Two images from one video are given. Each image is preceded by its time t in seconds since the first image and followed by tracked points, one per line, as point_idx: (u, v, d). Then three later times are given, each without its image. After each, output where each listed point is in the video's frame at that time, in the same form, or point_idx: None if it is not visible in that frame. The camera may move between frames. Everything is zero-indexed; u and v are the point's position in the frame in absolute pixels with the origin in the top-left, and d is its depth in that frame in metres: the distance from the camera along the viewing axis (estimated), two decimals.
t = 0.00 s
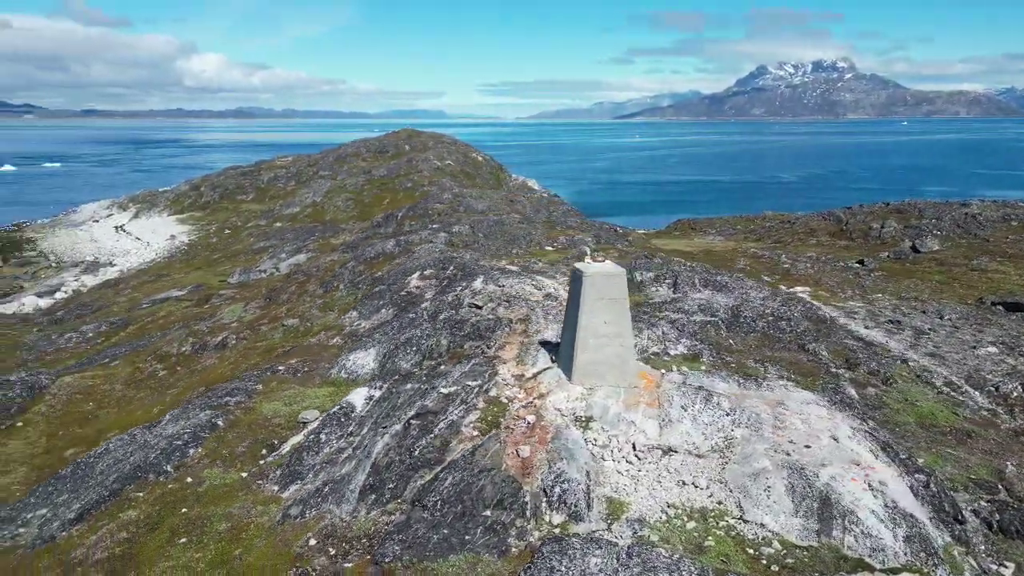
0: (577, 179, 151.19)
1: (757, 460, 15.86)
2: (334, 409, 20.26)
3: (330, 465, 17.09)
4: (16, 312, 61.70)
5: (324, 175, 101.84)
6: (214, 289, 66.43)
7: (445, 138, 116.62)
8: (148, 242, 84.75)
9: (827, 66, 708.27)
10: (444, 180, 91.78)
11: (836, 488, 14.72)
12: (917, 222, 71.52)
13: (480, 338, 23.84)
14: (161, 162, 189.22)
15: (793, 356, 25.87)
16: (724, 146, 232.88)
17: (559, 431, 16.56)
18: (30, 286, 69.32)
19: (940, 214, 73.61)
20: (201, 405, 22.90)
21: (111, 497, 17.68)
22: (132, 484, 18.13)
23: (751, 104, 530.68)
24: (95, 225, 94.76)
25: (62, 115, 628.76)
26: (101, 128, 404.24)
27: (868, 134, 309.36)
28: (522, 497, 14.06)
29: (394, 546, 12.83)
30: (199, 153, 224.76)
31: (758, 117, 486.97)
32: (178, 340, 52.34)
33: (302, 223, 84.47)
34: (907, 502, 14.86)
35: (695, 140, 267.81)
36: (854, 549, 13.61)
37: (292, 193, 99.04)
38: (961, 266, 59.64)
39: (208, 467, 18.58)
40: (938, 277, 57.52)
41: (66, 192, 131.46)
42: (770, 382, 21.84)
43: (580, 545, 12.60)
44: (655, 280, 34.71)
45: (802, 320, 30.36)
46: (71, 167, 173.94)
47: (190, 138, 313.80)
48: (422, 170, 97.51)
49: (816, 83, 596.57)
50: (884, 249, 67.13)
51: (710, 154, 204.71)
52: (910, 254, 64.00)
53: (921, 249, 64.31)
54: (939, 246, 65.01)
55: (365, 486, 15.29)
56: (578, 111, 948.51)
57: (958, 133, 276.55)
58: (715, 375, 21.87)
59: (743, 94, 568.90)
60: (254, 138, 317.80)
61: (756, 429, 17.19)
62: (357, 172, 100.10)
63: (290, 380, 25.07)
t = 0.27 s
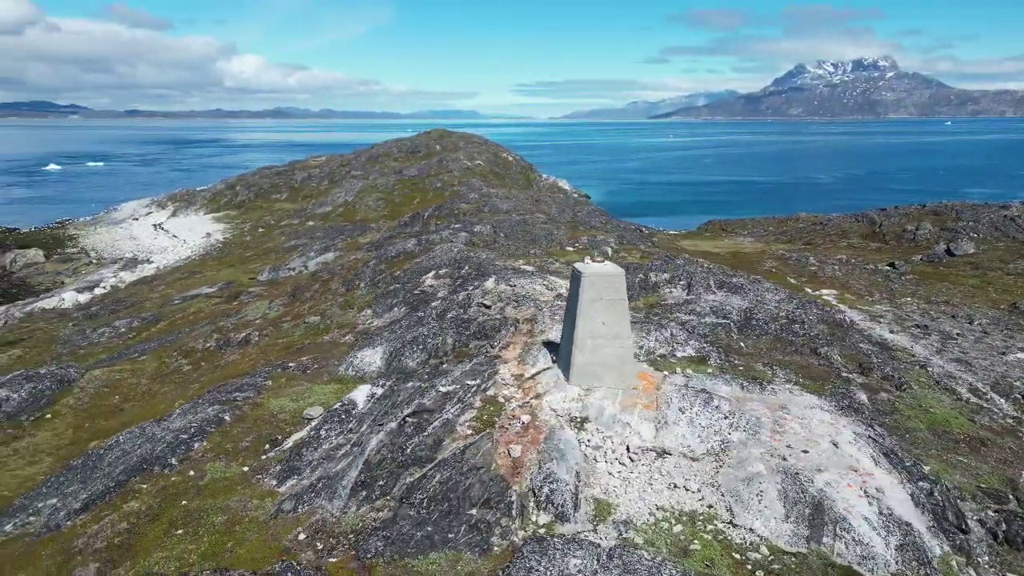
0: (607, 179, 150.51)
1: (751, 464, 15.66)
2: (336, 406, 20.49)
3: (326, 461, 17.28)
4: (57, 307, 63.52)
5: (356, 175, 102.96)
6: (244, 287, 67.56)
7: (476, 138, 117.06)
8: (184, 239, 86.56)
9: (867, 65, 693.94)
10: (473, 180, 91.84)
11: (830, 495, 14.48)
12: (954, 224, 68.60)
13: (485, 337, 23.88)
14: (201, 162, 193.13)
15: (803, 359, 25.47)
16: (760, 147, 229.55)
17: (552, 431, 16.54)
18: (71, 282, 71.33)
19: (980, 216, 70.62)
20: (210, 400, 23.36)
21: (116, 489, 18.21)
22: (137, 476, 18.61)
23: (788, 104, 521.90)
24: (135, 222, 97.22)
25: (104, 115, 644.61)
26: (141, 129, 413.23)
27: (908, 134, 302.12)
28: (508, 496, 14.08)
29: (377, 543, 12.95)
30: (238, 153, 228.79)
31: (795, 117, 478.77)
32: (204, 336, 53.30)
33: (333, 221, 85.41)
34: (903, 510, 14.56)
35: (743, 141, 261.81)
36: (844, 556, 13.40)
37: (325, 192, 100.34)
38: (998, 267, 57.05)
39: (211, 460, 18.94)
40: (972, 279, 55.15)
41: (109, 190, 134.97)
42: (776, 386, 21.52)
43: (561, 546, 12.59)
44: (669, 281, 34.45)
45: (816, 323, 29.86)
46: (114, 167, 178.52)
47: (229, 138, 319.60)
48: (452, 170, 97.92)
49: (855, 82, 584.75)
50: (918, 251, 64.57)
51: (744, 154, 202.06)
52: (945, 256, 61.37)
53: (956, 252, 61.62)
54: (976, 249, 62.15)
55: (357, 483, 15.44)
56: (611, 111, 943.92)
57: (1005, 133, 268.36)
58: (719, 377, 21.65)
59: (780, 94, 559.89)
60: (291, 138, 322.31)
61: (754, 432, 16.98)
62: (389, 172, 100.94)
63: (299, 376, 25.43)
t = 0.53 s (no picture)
0: (633, 179, 149.77)
1: (746, 468, 15.51)
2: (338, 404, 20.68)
3: (323, 458, 17.44)
4: (91, 303, 64.92)
5: (384, 175, 103.66)
6: (269, 285, 68.35)
7: (503, 139, 117.28)
8: (214, 238, 88.03)
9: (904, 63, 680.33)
10: (499, 180, 91.56)
11: (824, 500, 14.28)
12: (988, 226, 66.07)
13: (490, 336, 23.91)
14: (234, 162, 196.06)
15: (812, 363, 25.11)
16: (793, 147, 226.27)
17: (547, 431, 16.53)
18: (106, 278, 72.93)
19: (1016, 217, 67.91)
20: (218, 395, 23.72)
21: (121, 481, 18.64)
22: (142, 469, 19.00)
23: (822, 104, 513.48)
24: (168, 221, 99.20)
25: (141, 116, 658.06)
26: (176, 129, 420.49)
27: (947, 134, 295.40)
28: (497, 495, 14.11)
29: (363, 539, 13.06)
30: (271, 152, 231.64)
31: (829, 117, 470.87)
32: (226, 333, 54.06)
33: (361, 221, 86.06)
34: (899, 516, 14.31)
35: (775, 142, 258.32)
36: (834, 562, 13.25)
37: (353, 192, 101.25)
38: None
39: (214, 455, 19.25)
40: (1003, 284, 52.98)
41: (145, 189, 137.77)
42: (781, 389, 21.23)
43: (544, 546, 12.58)
44: (682, 282, 34.15)
45: (829, 326, 29.38)
46: (149, 166, 182.09)
47: (262, 138, 323.89)
48: (479, 170, 98.08)
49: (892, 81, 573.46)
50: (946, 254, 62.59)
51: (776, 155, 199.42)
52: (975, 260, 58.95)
53: (988, 255, 59.16)
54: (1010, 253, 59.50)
55: (350, 480, 15.55)
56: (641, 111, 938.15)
57: None
58: (722, 380, 21.43)
59: (813, 94, 551.27)
60: (322, 138, 325.55)
61: (751, 435, 16.81)
62: (416, 172, 101.44)
63: (307, 373, 25.71)
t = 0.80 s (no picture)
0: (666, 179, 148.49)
1: (739, 472, 15.34)
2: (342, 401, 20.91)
3: (321, 454, 17.64)
4: (128, 298, 66.38)
5: (415, 175, 104.09)
6: (297, 282, 69.07)
7: (533, 139, 117.20)
8: (249, 237, 89.48)
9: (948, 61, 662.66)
10: (529, 180, 91.06)
11: (817, 506, 14.05)
12: None
13: (497, 336, 23.93)
14: (270, 162, 198.90)
15: (823, 367, 24.68)
16: (832, 148, 221.54)
17: (541, 430, 16.53)
18: (143, 275, 74.62)
19: None
20: (229, 390, 24.17)
21: (128, 472, 19.12)
22: (149, 461, 19.46)
23: (862, 103, 502.20)
24: (204, 219, 101.28)
25: (181, 116, 672.14)
26: (213, 129, 428.02)
27: (994, 135, 286.18)
28: (484, 494, 14.17)
29: (349, 534, 13.21)
30: (309, 152, 234.17)
31: (868, 117, 460.57)
32: (251, 330, 54.79)
33: (391, 220, 86.50)
34: (894, 524, 14.04)
35: (814, 142, 253.33)
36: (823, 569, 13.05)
37: (385, 191, 101.95)
38: None
39: (219, 449, 19.62)
40: None
41: (183, 188, 140.58)
42: (787, 393, 20.90)
43: (526, 546, 12.58)
44: (697, 284, 33.80)
45: (845, 330, 28.82)
46: (188, 165, 185.57)
47: (298, 138, 328.07)
48: (509, 170, 98.04)
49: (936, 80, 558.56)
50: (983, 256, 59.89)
51: (814, 155, 195.47)
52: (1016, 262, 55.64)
53: None
54: None
55: (343, 475, 15.73)
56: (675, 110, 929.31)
57: None
58: (726, 382, 21.21)
59: (853, 93, 539.36)
60: (357, 138, 328.50)
61: (748, 439, 16.60)
62: (446, 172, 101.74)
63: (317, 370, 26.02)
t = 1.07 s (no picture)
0: (698, 180, 146.97)
1: (733, 475, 15.19)
2: (346, 398, 21.14)
3: (320, 449, 17.87)
4: (164, 293, 67.71)
5: (446, 174, 104.32)
6: (325, 280, 69.66)
7: (564, 138, 116.84)
8: (282, 235, 90.77)
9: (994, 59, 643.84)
10: (559, 180, 90.48)
11: (807, 511, 13.86)
12: None
13: (503, 335, 23.96)
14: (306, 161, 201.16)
15: (833, 370, 24.26)
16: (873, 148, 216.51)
17: (535, 430, 16.54)
18: (179, 271, 76.18)
19: None
20: (240, 385, 24.61)
21: (136, 464, 19.62)
22: (157, 453, 19.93)
23: (904, 102, 490.06)
24: (239, 217, 103.16)
25: (219, 116, 684.69)
26: (250, 129, 434.79)
27: None
28: (473, 493, 14.24)
29: (336, 529, 13.39)
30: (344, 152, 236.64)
31: (910, 116, 449.47)
32: (275, 326, 55.46)
33: (421, 219, 86.77)
34: (888, 531, 13.78)
35: (855, 142, 247.83)
36: None
37: (416, 191, 102.39)
38: None
39: (225, 443, 19.98)
40: None
41: (220, 187, 143.10)
42: (793, 396, 20.58)
43: (508, 545, 12.61)
44: (713, 286, 33.46)
45: (861, 334, 28.26)
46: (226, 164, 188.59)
47: (334, 138, 331.39)
48: (539, 170, 97.82)
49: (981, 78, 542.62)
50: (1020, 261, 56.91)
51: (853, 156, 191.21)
52: None
53: None
54: None
55: (338, 471, 15.92)
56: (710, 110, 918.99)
57: None
58: (729, 384, 20.97)
59: (895, 92, 526.66)
60: (391, 138, 330.20)
61: (745, 442, 16.39)
62: (475, 172, 101.90)
63: (326, 367, 26.32)
